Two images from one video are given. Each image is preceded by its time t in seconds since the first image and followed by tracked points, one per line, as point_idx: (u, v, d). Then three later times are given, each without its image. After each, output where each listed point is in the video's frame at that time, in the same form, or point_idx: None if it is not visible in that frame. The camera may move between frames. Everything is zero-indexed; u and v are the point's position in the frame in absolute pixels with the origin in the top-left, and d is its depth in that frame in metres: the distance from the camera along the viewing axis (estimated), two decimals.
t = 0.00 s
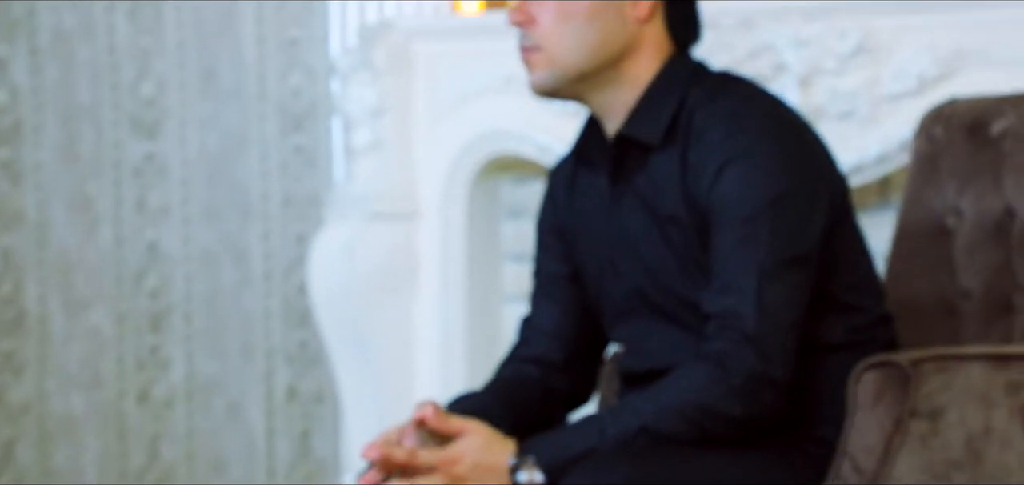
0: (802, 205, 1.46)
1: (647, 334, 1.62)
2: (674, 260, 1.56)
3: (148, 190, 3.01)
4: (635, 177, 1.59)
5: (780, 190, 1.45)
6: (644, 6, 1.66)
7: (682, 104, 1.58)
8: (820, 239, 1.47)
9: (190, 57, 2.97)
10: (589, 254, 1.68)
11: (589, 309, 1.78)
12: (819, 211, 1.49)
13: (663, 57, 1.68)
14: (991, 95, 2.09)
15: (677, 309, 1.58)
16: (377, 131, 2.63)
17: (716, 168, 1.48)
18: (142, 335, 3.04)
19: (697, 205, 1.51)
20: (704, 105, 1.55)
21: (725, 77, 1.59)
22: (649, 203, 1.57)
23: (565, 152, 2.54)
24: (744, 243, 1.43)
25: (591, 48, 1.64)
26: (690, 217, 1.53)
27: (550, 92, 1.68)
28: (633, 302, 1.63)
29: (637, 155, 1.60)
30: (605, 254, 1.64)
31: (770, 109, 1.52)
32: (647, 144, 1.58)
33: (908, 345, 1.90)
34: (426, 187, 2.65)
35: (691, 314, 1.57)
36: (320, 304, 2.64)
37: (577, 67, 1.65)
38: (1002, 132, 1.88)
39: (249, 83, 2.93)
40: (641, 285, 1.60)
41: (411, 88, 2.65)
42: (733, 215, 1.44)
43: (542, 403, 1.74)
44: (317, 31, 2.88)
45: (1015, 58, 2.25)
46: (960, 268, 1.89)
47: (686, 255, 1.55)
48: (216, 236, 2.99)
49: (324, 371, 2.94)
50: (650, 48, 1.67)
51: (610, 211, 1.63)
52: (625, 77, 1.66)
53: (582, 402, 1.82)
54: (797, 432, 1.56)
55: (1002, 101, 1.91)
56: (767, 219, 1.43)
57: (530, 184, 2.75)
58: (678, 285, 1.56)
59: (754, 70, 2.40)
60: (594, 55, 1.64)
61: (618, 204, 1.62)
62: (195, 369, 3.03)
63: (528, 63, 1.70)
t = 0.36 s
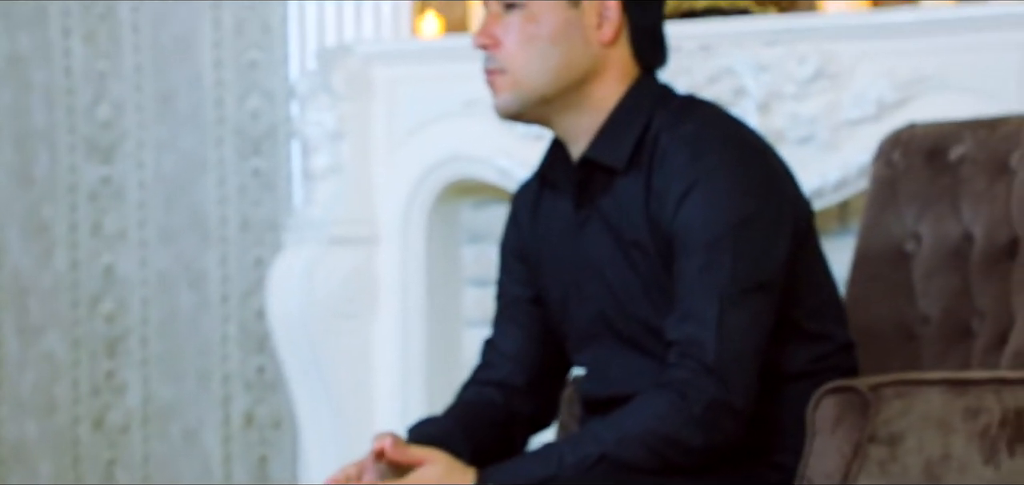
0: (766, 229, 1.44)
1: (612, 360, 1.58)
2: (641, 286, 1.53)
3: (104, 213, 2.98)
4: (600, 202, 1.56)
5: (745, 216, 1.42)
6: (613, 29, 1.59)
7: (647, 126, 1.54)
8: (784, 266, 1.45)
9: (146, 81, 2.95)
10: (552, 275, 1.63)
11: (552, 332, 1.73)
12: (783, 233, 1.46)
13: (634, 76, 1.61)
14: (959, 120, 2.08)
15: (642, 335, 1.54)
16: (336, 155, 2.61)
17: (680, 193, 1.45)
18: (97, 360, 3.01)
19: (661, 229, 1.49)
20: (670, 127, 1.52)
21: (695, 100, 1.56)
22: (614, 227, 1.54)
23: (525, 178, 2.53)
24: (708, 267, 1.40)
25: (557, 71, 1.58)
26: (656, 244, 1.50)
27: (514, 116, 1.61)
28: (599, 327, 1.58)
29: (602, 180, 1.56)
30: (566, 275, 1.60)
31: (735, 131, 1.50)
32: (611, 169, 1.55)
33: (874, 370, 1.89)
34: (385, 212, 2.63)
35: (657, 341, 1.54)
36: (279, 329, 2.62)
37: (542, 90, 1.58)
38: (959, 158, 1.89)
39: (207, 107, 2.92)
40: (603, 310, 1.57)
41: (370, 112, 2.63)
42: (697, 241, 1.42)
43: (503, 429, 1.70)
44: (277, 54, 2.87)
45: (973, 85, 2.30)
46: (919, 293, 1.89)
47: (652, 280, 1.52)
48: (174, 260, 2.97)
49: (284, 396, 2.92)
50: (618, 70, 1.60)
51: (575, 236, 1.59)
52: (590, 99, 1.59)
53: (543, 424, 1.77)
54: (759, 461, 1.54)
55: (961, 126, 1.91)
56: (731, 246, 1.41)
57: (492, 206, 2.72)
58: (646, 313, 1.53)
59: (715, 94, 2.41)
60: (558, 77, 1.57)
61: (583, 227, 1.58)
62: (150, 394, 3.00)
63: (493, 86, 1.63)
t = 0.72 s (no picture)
0: (764, 269, 1.39)
1: (594, 394, 1.48)
2: (629, 317, 1.44)
3: (74, 243, 2.92)
4: (593, 231, 1.47)
5: (742, 255, 1.37)
6: (619, 59, 1.50)
7: (649, 156, 1.46)
8: (778, 307, 1.40)
9: (118, 108, 2.92)
10: (540, 304, 1.53)
11: (534, 358, 1.61)
12: (779, 275, 1.40)
13: (635, 104, 1.53)
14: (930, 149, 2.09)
15: (628, 369, 1.46)
16: (308, 185, 2.59)
17: (682, 226, 1.39)
18: (66, 392, 2.93)
19: (660, 263, 1.41)
20: (672, 160, 1.44)
21: (701, 131, 1.48)
22: (609, 258, 1.45)
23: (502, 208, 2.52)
24: (704, 305, 1.35)
25: (561, 102, 1.48)
26: (652, 278, 1.42)
27: (509, 142, 1.51)
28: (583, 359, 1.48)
29: (598, 212, 1.47)
30: (554, 300, 1.50)
31: (737, 164, 1.43)
32: (609, 202, 1.45)
33: (848, 398, 1.90)
34: (359, 241, 2.61)
35: (644, 376, 1.45)
36: (250, 359, 2.60)
37: (544, 121, 1.48)
38: (932, 189, 1.89)
39: (179, 136, 2.90)
40: (589, 340, 1.47)
41: (342, 140, 2.61)
42: (692, 276, 1.36)
43: (482, 460, 1.59)
44: (249, 82, 2.85)
45: (947, 115, 2.31)
46: (893, 324, 1.88)
47: (642, 315, 1.44)
48: (145, 289, 2.94)
49: (257, 427, 2.89)
50: (619, 100, 1.51)
51: (564, 265, 1.49)
52: (590, 131, 1.50)
53: (521, 454, 1.66)
54: None
55: (935, 156, 1.91)
56: (726, 284, 1.36)
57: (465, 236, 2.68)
58: (632, 348, 1.45)
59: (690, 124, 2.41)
60: (560, 109, 1.48)
61: (573, 256, 1.48)
62: (120, 425, 2.95)
63: (488, 108, 1.52)
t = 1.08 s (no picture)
0: (762, 309, 1.34)
1: (577, 426, 1.47)
2: (616, 351, 1.42)
3: (43, 270, 2.89)
4: (587, 265, 1.45)
5: (741, 293, 1.33)
6: (621, 97, 1.47)
7: (648, 188, 1.45)
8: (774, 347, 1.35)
9: (88, 135, 2.89)
10: (522, 332, 1.50)
11: (515, 385, 1.58)
12: (775, 319, 1.36)
13: (635, 135, 1.50)
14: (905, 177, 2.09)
15: (614, 403, 1.43)
16: (281, 211, 2.57)
17: (681, 263, 1.36)
18: (36, 421, 2.89)
19: (656, 297, 1.39)
20: (673, 194, 1.42)
21: (702, 165, 1.45)
22: (603, 293, 1.43)
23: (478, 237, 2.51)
24: (696, 341, 1.32)
25: (559, 138, 1.45)
26: (648, 312, 1.40)
27: (502, 171, 1.48)
28: (564, 391, 1.47)
29: (594, 248, 1.45)
30: (541, 331, 1.48)
31: (740, 205, 1.40)
32: (606, 237, 1.44)
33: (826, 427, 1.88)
34: (333, 269, 2.60)
35: (632, 411, 1.42)
36: (220, 387, 2.58)
37: (539, 155, 1.45)
38: (907, 217, 1.89)
39: (150, 163, 2.89)
40: (575, 373, 1.45)
41: (316, 168, 2.60)
42: (689, 312, 1.33)
43: None
44: (222, 108, 2.85)
45: (919, 141, 2.31)
46: (867, 352, 1.87)
47: (635, 350, 1.41)
48: (114, 317, 2.91)
49: (228, 456, 2.88)
50: (618, 135, 1.49)
51: (555, 297, 1.47)
52: (586, 166, 1.48)
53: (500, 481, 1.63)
54: None
55: (908, 184, 1.92)
56: (721, 322, 1.32)
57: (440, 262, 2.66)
58: (616, 380, 1.42)
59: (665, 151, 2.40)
60: (558, 145, 1.45)
61: (563, 289, 1.46)
62: (88, 455, 2.91)
63: (482, 135, 1.48)
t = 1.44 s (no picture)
0: (747, 340, 1.35)
1: (557, 454, 1.47)
2: (597, 381, 1.41)
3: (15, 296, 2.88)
4: (570, 294, 1.44)
5: (726, 324, 1.33)
6: (610, 128, 1.48)
7: (632, 216, 1.45)
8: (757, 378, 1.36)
9: (60, 159, 2.88)
10: (500, 358, 1.49)
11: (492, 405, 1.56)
12: (760, 349, 1.36)
13: (620, 164, 1.51)
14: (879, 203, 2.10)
15: (595, 430, 1.43)
16: (254, 236, 2.56)
17: (666, 294, 1.35)
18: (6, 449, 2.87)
19: (640, 329, 1.39)
20: (658, 224, 1.42)
21: (686, 195, 1.46)
22: (586, 322, 1.42)
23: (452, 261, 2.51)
24: (678, 372, 1.32)
25: (548, 167, 1.45)
26: (631, 341, 1.40)
27: (485, 199, 1.46)
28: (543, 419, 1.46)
29: (578, 277, 1.44)
30: (523, 356, 1.46)
31: (725, 234, 1.39)
32: (590, 267, 1.43)
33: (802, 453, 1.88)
34: (307, 295, 2.59)
35: (614, 438, 1.42)
36: (193, 413, 2.56)
37: (527, 184, 1.44)
38: (881, 242, 1.89)
39: (123, 189, 2.87)
40: (556, 401, 1.44)
41: (290, 193, 2.59)
42: (673, 342, 1.33)
43: None
44: (195, 133, 2.84)
45: (891, 167, 2.32)
46: (841, 377, 1.88)
47: (618, 379, 1.41)
48: (86, 343, 2.89)
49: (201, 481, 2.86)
50: (603, 166, 1.49)
51: (538, 322, 1.45)
52: (571, 196, 1.47)
53: None
54: None
55: (882, 210, 1.92)
56: (705, 353, 1.32)
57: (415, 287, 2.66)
58: (596, 405, 1.42)
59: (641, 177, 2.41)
60: (547, 175, 1.44)
61: (545, 317, 1.45)
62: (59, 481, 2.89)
63: (466, 162, 1.46)
